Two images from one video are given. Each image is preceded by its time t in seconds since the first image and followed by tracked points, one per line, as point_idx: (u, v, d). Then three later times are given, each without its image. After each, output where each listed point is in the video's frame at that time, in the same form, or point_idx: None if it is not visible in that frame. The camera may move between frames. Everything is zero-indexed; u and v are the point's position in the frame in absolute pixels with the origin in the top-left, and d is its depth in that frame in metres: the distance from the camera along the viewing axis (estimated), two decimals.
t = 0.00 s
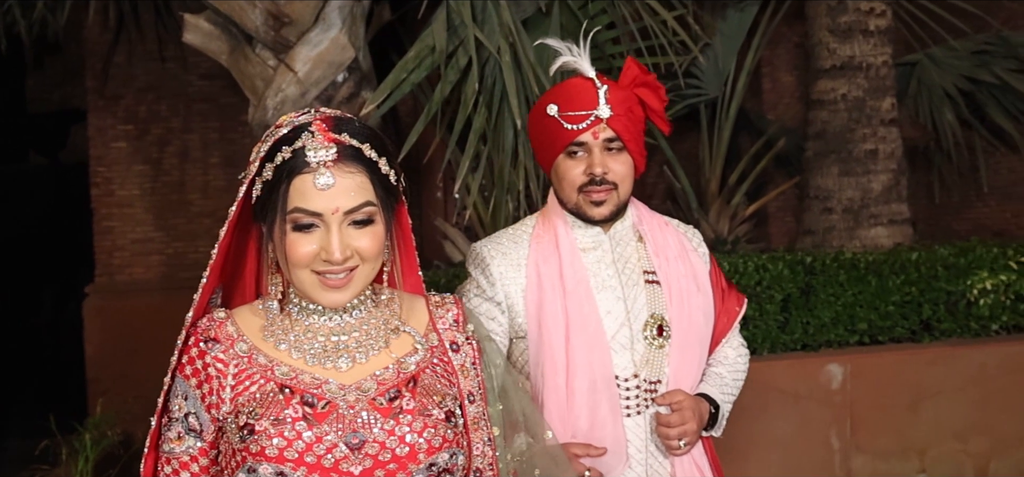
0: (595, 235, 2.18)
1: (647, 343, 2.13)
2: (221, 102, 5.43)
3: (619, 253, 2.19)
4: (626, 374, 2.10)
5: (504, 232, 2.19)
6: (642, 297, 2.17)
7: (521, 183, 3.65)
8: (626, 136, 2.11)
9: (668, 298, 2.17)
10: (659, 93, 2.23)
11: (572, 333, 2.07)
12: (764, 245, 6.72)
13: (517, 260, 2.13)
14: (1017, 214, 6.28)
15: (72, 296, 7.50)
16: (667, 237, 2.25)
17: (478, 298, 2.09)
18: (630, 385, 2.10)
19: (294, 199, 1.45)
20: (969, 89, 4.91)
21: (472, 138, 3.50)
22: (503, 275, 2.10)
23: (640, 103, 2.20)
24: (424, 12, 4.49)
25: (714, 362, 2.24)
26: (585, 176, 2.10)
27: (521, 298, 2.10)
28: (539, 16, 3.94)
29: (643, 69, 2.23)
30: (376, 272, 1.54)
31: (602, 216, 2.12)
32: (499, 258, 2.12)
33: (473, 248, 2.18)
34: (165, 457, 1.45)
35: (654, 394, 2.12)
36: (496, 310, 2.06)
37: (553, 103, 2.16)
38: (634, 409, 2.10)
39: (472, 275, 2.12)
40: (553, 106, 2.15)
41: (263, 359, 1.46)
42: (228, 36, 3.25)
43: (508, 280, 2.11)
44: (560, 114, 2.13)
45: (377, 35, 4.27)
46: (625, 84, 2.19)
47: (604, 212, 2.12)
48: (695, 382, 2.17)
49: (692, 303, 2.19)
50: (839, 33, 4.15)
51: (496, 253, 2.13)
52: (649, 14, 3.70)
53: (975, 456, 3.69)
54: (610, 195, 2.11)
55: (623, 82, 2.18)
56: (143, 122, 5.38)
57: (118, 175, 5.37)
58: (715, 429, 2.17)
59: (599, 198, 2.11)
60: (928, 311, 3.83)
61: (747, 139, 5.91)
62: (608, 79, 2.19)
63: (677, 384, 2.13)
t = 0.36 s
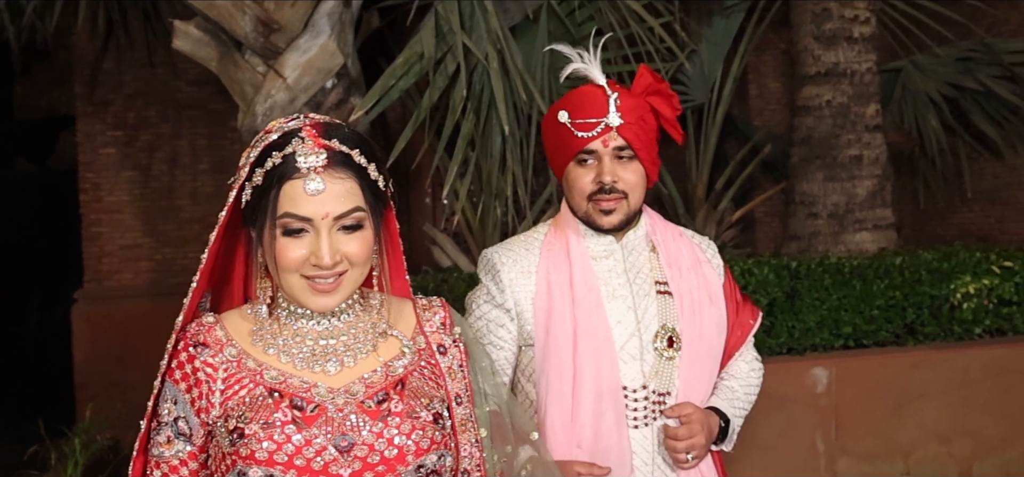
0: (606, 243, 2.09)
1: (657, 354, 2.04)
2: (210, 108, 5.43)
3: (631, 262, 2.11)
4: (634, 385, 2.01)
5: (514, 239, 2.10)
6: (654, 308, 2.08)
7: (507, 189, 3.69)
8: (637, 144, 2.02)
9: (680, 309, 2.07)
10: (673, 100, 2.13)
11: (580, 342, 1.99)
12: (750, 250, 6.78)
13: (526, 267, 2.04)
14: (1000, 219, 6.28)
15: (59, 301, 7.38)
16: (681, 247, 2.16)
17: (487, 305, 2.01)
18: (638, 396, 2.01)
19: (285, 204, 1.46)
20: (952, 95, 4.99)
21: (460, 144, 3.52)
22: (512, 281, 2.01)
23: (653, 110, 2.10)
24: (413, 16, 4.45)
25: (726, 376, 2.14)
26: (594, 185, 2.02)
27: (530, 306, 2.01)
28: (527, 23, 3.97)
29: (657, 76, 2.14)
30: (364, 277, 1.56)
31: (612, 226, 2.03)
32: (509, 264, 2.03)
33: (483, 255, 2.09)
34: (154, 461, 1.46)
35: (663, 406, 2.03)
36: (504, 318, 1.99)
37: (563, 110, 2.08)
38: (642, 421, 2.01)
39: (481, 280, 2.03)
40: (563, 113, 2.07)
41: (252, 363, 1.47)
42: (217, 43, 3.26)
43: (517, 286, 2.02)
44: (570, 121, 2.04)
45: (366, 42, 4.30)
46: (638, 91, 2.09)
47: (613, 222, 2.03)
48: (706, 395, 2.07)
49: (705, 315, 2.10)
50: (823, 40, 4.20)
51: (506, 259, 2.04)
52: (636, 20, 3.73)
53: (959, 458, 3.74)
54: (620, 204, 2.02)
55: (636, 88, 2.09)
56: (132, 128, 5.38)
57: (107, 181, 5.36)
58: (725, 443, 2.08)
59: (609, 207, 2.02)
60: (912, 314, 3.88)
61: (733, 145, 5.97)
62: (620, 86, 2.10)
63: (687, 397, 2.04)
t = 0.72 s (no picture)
0: (620, 247, 2.02)
1: (668, 361, 1.97)
2: (198, 114, 5.44)
3: (644, 267, 2.03)
4: (645, 392, 1.93)
5: (526, 242, 2.02)
6: (666, 314, 2.00)
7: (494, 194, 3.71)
8: (648, 147, 1.94)
9: (694, 316, 2.00)
10: (687, 102, 2.05)
11: (591, 347, 1.91)
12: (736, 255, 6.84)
13: (538, 270, 1.96)
14: (984, 224, 6.28)
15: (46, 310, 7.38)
16: (695, 253, 2.07)
17: (498, 308, 1.93)
18: (649, 403, 1.93)
19: (274, 210, 1.47)
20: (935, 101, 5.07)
21: (447, 149, 3.53)
22: (523, 285, 1.93)
23: (665, 113, 2.02)
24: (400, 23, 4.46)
25: (740, 386, 2.05)
26: (604, 188, 1.95)
27: (541, 309, 1.93)
28: (514, 30, 4.05)
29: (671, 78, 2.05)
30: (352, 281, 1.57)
31: (623, 229, 1.96)
32: (521, 266, 1.95)
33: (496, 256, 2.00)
34: (143, 465, 1.46)
35: (674, 414, 1.96)
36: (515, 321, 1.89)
37: (574, 112, 2.01)
38: (652, 427, 1.93)
39: (493, 283, 1.96)
40: (574, 115, 2.00)
41: (241, 367, 1.48)
42: (205, 49, 3.27)
43: (529, 288, 1.94)
44: (581, 123, 1.98)
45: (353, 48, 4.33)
46: (650, 93, 2.02)
47: (624, 225, 1.96)
48: (720, 404, 1.99)
49: (720, 322, 2.01)
50: (807, 46, 4.24)
51: (517, 262, 1.96)
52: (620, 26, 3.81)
53: (942, 460, 3.79)
54: (631, 207, 1.96)
55: (648, 91, 2.01)
56: (120, 133, 5.37)
57: (95, 187, 5.35)
58: (740, 453, 1.98)
59: (620, 210, 1.95)
60: (895, 317, 3.93)
61: (719, 150, 6.03)
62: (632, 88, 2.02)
63: (700, 406, 1.96)
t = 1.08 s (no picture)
0: (630, 244, 1.99)
1: (678, 358, 1.93)
2: (184, 121, 5.42)
3: (654, 263, 2.00)
4: (654, 389, 1.90)
5: (536, 240, 2.02)
6: (676, 310, 1.97)
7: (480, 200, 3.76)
8: (657, 144, 1.91)
9: (704, 313, 1.96)
10: (696, 101, 2.02)
11: (599, 344, 1.89)
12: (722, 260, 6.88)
13: (547, 267, 1.96)
14: (967, 228, 6.25)
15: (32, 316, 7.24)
16: (707, 249, 2.03)
17: (507, 305, 1.93)
18: (658, 401, 1.90)
19: (264, 215, 1.49)
20: (917, 107, 5.13)
21: (433, 154, 3.55)
22: (532, 280, 1.93)
23: (675, 110, 1.99)
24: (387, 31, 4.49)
25: (755, 385, 1.99)
26: (610, 185, 1.91)
27: (549, 305, 1.93)
28: (499, 37, 4.09)
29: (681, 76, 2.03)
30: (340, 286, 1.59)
31: (628, 227, 1.92)
32: (530, 263, 1.95)
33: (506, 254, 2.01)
34: (133, 469, 1.47)
35: (684, 412, 1.92)
36: (524, 319, 1.90)
37: (582, 109, 1.99)
38: (662, 425, 1.90)
39: (502, 280, 1.95)
40: (582, 111, 1.98)
41: (231, 371, 1.50)
42: (192, 55, 3.27)
43: (537, 285, 1.94)
44: (589, 119, 1.95)
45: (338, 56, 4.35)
46: (659, 90, 1.99)
47: (630, 222, 1.91)
48: (732, 402, 1.94)
49: (731, 319, 1.97)
50: (790, 53, 4.29)
51: (527, 258, 1.96)
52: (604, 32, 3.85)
53: (924, 462, 3.83)
54: (638, 204, 1.91)
55: (658, 88, 1.98)
56: (107, 140, 5.37)
57: (81, 193, 5.34)
58: (753, 453, 1.92)
59: (626, 208, 1.91)
60: (878, 322, 3.97)
61: (704, 156, 6.08)
62: (642, 85, 2.00)
63: (711, 404, 1.91)
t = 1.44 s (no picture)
0: (633, 240, 2.02)
1: (684, 354, 1.94)
2: (169, 126, 5.42)
3: (659, 258, 2.02)
4: (660, 385, 1.92)
5: (539, 239, 2.05)
6: (680, 305, 1.98)
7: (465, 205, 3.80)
8: (657, 141, 1.92)
9: (708, 306, 1.97)
10: (699, 97, 2.03)
11: (602, 340, 1.91)
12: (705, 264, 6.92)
13: (550, 264, 1.99)
14: (948, 231, 6.26)
15: (18, 321, 7.21)
16: (712, 245, 2.05)
17: (510, 303, 1.95)
18: (663, 397, 1.92)
19: (253, 218, 1.50)
20: (898, 111, 5.20)
21: (418, 159, 3.57)
22: (535, 277, 1.96)
23: (676, 106, 1.99)
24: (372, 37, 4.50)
25: (766, 381, 2.00)
26: (610, 181, 1.93)
27: (552, 302, 1.95)
28: (483, 42, 4.13)
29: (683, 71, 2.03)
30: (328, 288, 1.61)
31: (629, 223, 1.94)
32: (533, 260, 1.98)
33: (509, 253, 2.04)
34: (122, 472, 1.48)
35: (692, 409, 1.93)
36: (527, 315, 1.93)
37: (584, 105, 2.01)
38: (669, 422, 1.92)
39: (506, 278, 1.97)
40: (584, 107, 1.99)
41: (219, 373, 1.51)
42: (177, 60, 3.30)
43: (540, 282, 1.96)
44: (590, 115, 1.97)
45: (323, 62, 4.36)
46: (661, 86, 1.99)
47: (630, 219, 1.94)
48: (741, 398, 1.94)
49: (737, 314, 1.98)
50: (771, 58, 4.34)
51: (530, 255, 1.99)
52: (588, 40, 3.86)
53: (905, 462, 3.89)
54: (638, 201, 1.93)
55: (659, 84, 1.99)
56: (92, 145, 5.35)
57: (66, 199, 5.30)
58: (764, 449, 1.92)
59: (626, 204, 1.93)
60: (859, 324, 4.01)
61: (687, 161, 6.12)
62: (643, 80, 2.01)
63: (718, 399, 1.91)
